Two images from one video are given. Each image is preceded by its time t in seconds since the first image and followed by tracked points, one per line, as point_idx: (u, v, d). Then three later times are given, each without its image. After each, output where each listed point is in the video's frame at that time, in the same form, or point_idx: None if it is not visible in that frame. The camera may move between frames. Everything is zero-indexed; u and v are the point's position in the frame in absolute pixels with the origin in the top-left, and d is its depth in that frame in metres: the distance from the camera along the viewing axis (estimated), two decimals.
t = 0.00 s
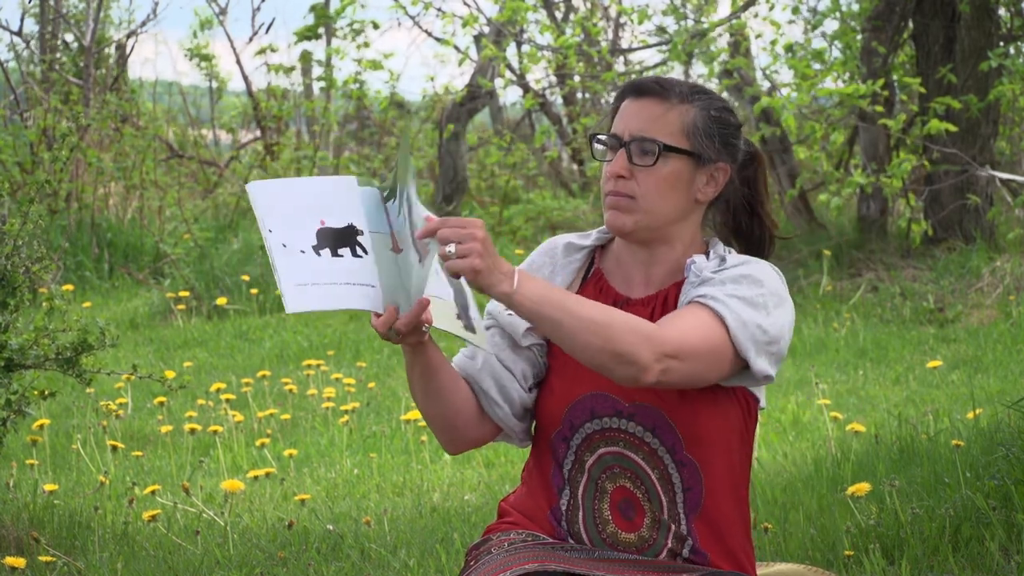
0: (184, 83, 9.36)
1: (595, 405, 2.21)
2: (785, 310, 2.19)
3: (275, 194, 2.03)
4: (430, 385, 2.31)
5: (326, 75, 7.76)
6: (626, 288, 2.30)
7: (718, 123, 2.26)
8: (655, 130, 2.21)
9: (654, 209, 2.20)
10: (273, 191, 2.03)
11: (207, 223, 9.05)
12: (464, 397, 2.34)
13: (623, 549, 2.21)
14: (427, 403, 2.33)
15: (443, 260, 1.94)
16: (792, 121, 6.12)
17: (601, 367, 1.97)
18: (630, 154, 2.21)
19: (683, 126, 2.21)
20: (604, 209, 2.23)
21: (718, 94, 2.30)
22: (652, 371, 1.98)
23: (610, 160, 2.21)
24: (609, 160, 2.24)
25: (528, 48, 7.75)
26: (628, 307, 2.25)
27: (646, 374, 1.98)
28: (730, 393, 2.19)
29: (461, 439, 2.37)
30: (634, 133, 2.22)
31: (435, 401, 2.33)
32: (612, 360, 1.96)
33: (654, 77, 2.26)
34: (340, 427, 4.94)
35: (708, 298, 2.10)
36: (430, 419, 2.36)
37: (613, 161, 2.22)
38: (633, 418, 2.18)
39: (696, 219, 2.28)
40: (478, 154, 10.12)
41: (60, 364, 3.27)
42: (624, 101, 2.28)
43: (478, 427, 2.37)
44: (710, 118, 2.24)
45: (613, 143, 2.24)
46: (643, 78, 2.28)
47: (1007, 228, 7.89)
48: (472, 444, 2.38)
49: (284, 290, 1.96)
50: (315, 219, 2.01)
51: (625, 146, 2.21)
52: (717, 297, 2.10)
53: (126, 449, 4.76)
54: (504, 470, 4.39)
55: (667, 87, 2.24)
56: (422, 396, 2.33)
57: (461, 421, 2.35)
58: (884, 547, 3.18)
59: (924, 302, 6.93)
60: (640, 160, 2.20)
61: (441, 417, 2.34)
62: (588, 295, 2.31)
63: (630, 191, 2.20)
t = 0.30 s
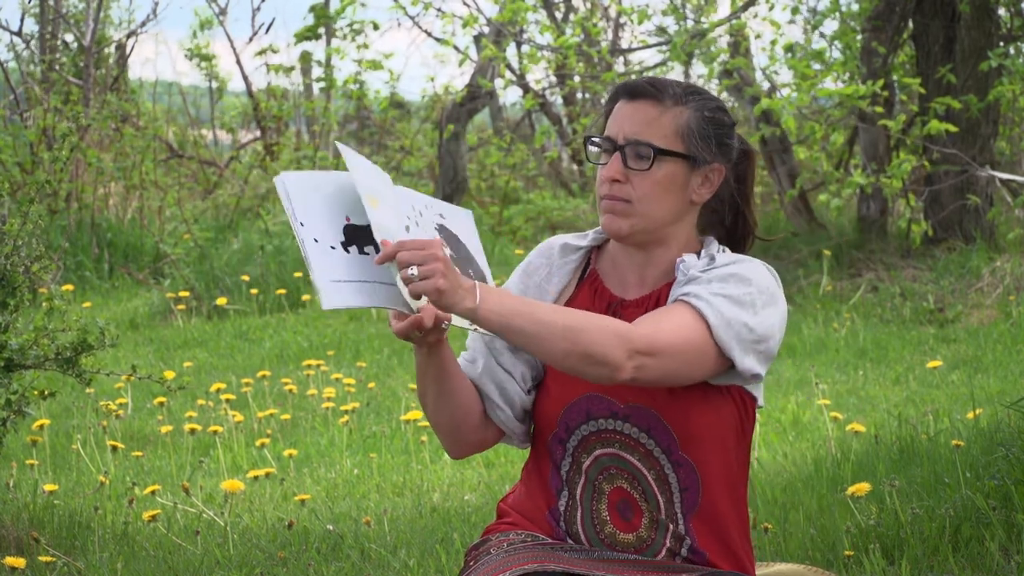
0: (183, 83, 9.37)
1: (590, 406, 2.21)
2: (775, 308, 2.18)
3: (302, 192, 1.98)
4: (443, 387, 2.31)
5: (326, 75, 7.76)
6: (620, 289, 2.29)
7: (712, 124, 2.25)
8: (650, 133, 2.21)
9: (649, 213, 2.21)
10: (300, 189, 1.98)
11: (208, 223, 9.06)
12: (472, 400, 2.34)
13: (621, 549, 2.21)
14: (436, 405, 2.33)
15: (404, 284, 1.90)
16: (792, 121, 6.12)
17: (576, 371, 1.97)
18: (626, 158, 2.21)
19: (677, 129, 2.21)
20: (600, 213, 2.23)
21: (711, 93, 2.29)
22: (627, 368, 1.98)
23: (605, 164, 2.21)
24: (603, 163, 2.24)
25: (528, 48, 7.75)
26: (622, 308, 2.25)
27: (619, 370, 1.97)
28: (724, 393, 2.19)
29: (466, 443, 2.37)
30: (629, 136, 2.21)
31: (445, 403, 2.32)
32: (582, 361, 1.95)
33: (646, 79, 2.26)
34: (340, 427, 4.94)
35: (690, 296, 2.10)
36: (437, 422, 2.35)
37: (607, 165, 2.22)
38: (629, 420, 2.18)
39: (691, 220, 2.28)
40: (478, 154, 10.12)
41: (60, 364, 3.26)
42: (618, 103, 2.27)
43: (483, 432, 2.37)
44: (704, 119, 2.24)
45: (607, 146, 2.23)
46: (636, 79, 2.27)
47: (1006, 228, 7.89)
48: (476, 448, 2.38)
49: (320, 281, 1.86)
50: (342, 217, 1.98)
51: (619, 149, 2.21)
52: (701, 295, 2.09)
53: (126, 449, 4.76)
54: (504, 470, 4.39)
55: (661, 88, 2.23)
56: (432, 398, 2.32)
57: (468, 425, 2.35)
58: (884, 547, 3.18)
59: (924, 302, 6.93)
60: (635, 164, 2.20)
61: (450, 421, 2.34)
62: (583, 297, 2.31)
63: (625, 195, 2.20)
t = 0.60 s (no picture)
0: (184, 83, 9.37)
1: (590, 407, 2.21)
2: (779, 312, 2.20)
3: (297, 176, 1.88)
4: (441, 390, 2.29)
5: (326, 75, 7.76)
6: (620, 289, 2.29)
7: (710, 123, 2.25)
8: (649, 133, 2.20)
9: (648, 213, 2.20)
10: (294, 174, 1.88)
11: (207, 223, 9.06)
12: (471, 403, 2.34)
13: (622, 549, 2.21)
14: (433, 407, 2.32)
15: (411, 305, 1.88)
16: (793, 121, 6.12)
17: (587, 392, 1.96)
18: (624, 159, 2.20)
19: (676, 129, 2.21)
20: (599, 215, 2.23)
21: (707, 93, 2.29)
22: (641, 394, 1.98)
23: (604, 165, 2.20)
24: (602, 163, 2.23)
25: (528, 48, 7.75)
26: (624, 308, 2.25)
27: (636, 395, 1.98)
28: (725, 397, 2.19)
29: (467, 446, 2.37)
30: (628, 136, 2.21)
31: (444, 405, 2.31)
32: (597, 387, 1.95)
33: (644, 79, 2.25)
34: (340, 427, 4.94)
35: (703, 311, 2.09)
36: (438, 426, 2.35)
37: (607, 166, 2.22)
38: (629, 420, 2.18)
39: (688, 220, 2.28)
40: (478, 154, 10.12)
41: (60, 364, 3.26)
42: (616, 104, 2.26)
43: (483, 435, 2.36)
44: (701, 119, 2.24)
45: (605, 147, 2.23)
46: (633, 79, 2.27)
47: (1006, 228, 7.89)
48: (478, 451, 2.38)
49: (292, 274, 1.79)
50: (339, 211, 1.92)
51: (619, 150, 2.20)
52: (710, 310, 2.09)
53: (126, 449, 4.76)
54: (504, 470, 4.39)
55: (659, 88, 2.23)
56: (431, 400, 2.31)
57: (468, 428, 2.34)
58: (884, 547, 3.19)
59: (924, 302, 6.93)
60: (635, 164, 2.20)
61: (450, 424, 2.33)
62: (583, 297, 2.31)
63: (624, 196, 2.20)
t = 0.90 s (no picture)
0: (184, 84, 9.38)
1: (600, 407, 2.21)
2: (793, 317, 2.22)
3: (291, 144, 2.01)
4: (444, 387, 2.28)
5: (326, 75, 7.76)
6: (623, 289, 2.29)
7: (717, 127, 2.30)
8: (686, 135, 2.20)
9: (684, 216, 2.21)
10: (290, 141, 2.01)
11: (207, 223, 9.06)
12: (477, 402, 2.32)
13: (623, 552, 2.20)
14: (437, 405, 2.31)
15: (532, 313, 2.08)
16: (792, 121, 6.13)
17: (667, 453, 2.02)
18: (663, 160, 2.19)
19: (705, 131, 2.23)
20: (637, 218, 2.20)
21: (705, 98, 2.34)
22: (720, 469, 2.02)
23: (649, 166, 2.17)
24: (638, 164, 2.20)
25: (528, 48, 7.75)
26: (631, 307, 2.24)
27: (716, 474, 2.02)
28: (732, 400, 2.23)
29: (476, 447, 2.34)
30: (667, 137, 2.20)
31: (450, 403, 2.30)
32: (680, 451, 2.01)
33: (665, 82, 2.26)
34: (340, 427, 4.94)
35: (750, 357, 2.09)
36: (445, 426, 2.33)
37: (647, 167, 2.19)
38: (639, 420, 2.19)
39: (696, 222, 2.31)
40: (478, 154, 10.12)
41: (60, 364, 3.27)
42: (637, 104, 2.24)
43: (492, 435, 2.33)
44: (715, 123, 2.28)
45: (638, 149, 2.21)
46: (653, 81, 2.26)
47: (1006, 228, 7.89)
48: (488, 453, 2.35)
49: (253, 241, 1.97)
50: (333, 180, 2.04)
51: (660, 151, 2.19)
52: (759, 355, 2.09)
53: (126, 450, 4.76)
54: (504, 470, 4.39)
55: (682, 91, 2.25)
56: (438, 398, 2.30)
57: (477, 426, 2.32)
58: (884, 547, 3.19)
59: (924, 302, 6.93)
60: (677, 166, 2.19)
61: (458, 423, 2.32)
62: (586, 296, 2.30)
63: (667, 198, 2.19)
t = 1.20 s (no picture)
0: (184, 84, 9.39)
1: (603, 404, 2.21)
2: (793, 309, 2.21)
3: (300, 127, 2.00)
4: (451, 376, 2.27)
5: (326, 75, 7.76)
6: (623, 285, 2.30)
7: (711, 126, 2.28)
8: (679, 137, 2.19)
9: (676, 218, 2.21)
10: (298, 125, 2.00)
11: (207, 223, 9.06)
12: (485, 396, 2.30)
13: (624, 551, 2.20)
14: (445, 396, 2.29)
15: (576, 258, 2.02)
16: (792, 121, 6.13)
17: (703, 408, 1.96)
18: (656, 163, 2.18)
19: (699, 132, 2.22)
20: (630, 221, 2.20)
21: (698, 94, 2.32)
22: (749, 434, 1.97)
23: (641, 169, 2.17)
24: (631, 166, 2.19)
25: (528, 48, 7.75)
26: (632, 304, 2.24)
27: (746, 438, 1.97)
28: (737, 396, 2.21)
29: (481, 441, 2.32)
30: (660, 140, 2.19)
31: (457, 393, 2.28)
32: (715, 409, 1.95)
33: (659, 81, 2.24)
34: (340, 427, 4.94)
35: (760, 334, 2.05)
36: (451, 418, 2.31)
37: (640, 170, 2.18)
38: (643, 416, 2.18)
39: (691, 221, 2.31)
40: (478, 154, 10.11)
41: (60, 364, 3.27)
42: (631, 106, 2.23)
43: (498, 430, 2.31)
44: (708, 122, 2.26)
45: (631, 152, 2.19)
46: (647, 81, 2.24)
47: (1006, 228, 7.89)
48: (493, 449, 2.32)
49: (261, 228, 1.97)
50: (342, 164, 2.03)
51: (653, 154, 2.18)
52: (770, 332, 2.06)
53: (126, 450, 4.76)
54: (504, 470, 4.39)
55: (676, 91, 2.23)
56: (445, 388, 2.28)
57: (483, 419, 2.30)
58: (884, 547, 3.19)
59: (924, 302, 6.93)
60: (670, 169, 2.18)
61: (465, 414, 2.29)
62: (586, 293, 2.30)
63: (659, 201, 2.18)
